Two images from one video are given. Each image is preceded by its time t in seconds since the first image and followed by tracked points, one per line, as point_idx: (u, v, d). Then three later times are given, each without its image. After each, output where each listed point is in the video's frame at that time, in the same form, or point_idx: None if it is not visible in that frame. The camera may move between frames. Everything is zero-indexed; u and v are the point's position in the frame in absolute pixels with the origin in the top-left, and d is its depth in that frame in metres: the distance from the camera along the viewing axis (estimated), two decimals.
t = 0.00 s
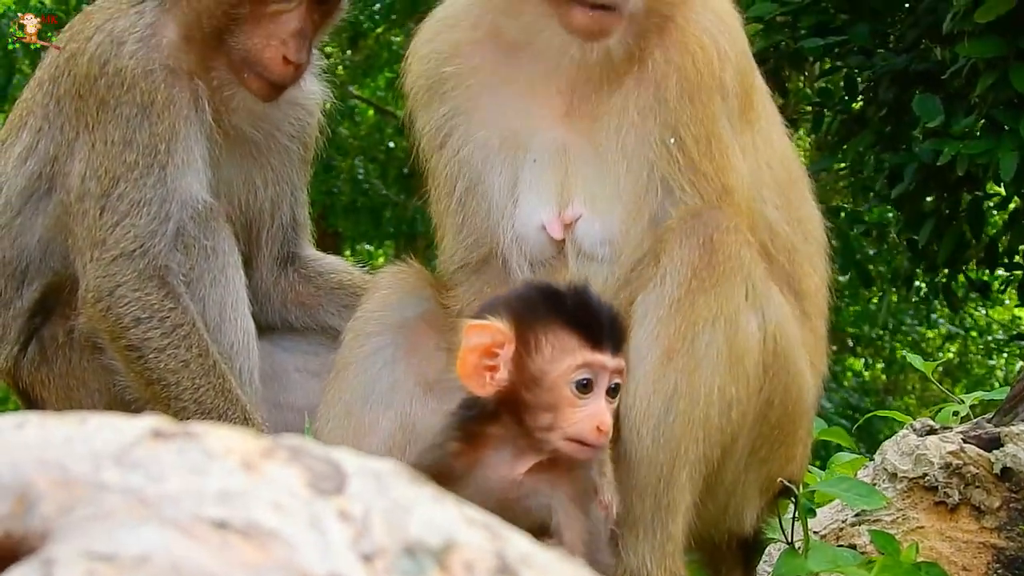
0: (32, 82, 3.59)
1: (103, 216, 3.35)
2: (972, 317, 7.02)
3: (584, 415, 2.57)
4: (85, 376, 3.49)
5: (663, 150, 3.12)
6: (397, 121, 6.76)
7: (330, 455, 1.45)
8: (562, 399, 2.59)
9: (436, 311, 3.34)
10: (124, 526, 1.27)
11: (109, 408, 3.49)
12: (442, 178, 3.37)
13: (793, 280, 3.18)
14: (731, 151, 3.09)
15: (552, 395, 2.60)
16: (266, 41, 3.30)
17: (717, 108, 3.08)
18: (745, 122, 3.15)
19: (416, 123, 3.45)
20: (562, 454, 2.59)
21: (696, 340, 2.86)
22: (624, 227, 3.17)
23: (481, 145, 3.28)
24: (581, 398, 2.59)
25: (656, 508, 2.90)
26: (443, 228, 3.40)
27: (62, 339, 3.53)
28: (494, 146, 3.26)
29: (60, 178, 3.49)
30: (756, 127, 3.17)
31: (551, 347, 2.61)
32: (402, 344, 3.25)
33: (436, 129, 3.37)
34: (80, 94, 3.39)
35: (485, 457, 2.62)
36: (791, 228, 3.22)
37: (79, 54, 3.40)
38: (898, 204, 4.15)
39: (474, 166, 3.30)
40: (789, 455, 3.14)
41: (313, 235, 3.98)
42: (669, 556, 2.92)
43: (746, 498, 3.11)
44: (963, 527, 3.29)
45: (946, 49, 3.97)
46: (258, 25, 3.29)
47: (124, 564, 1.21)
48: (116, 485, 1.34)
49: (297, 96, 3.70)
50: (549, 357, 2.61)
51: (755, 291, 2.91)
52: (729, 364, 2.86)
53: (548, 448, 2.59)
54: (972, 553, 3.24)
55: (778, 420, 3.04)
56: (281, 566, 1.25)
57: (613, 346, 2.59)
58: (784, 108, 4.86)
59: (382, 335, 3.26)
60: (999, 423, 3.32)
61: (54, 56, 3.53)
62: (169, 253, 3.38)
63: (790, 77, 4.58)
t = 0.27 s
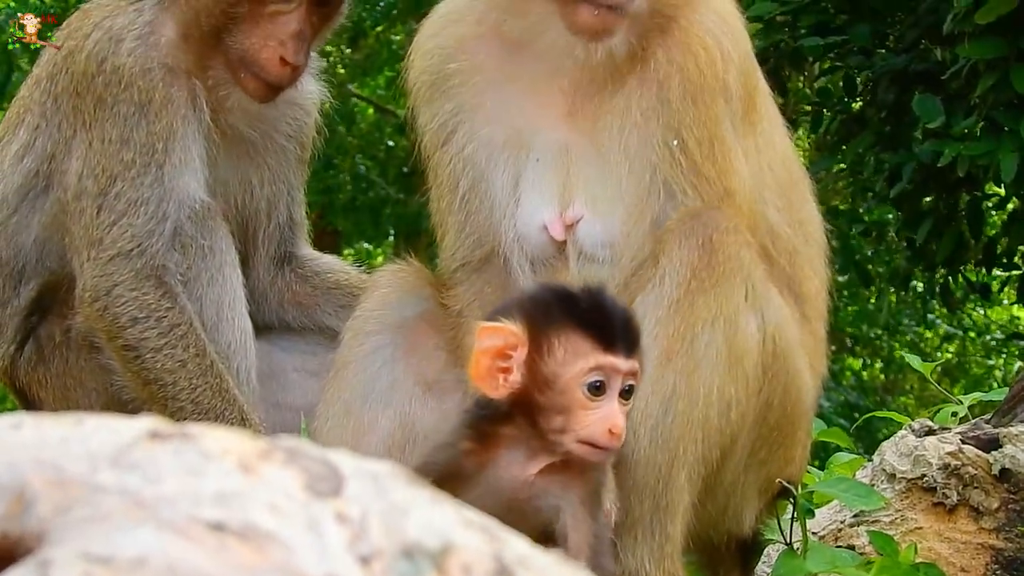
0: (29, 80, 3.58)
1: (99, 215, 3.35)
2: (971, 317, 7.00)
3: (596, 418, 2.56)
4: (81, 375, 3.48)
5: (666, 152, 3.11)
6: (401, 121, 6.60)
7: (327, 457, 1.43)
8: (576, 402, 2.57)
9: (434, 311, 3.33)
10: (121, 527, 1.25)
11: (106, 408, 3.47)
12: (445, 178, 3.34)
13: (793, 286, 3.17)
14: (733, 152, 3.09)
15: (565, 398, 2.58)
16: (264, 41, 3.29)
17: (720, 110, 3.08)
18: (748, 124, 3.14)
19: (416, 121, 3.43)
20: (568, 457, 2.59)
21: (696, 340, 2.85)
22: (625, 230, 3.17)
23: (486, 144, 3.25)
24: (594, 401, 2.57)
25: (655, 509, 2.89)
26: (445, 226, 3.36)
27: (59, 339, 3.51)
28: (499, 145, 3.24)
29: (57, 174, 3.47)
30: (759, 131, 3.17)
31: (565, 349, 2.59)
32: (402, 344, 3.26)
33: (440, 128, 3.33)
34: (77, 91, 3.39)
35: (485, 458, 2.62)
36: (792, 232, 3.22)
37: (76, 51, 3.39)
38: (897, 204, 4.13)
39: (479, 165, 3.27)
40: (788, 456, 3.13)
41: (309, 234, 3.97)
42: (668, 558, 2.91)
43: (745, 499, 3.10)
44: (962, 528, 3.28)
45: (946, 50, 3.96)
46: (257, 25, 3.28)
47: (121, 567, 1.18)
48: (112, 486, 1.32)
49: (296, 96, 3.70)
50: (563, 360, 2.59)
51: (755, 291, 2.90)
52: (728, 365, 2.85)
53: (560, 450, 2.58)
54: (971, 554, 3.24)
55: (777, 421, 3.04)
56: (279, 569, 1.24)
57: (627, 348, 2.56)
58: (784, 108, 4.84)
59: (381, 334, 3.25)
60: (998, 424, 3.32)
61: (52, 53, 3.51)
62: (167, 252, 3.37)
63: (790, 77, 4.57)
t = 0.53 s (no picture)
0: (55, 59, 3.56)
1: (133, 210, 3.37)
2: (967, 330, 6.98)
3: (610, 426, 2.53)
4: (71, 395, 3.44)
5: (664, 169, 3.10)
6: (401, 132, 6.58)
7: (325, 477, 1.41)
8: (590, 413, 2.56)
9: (432, 325, 3.34)
10: (118, 552, 1.24)
11: (99, 425, 3.40)
12: (443, 190, 3.32)
13: (789, 302, 3.17)
14: (730, 168, 3.08)
15: (579, 410, 2.56)
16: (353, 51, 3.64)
17: (717, 126, 3.07)
18: (745, 139, 3.13)
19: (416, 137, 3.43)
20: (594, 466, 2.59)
21: (692, 356, 2.85)
22: (622, 245, 3.17)
23: (482, 161, 3.25)
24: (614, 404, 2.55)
25: (652, 526, 2.87)
26: (443, 243, 3.36)
27: (47, 358, 3.46)
28: (496, 161, 3.24)
29: (89, 147, 3.44)
30: (757, 146, 3.16)
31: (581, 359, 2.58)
32: (401, 359, 3.26)
33: (439, 143, 3.32)
34: (129, 65, 3.41)
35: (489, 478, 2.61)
36: (790, 248, 3.21)
37: (130, 33, 3.41)
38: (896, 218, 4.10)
39: (476, 182, 3.27)
40: (785, 472, 3.12)
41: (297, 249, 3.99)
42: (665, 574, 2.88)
43: (742, 515, 3.09)
44: (959, 546, 3.27)
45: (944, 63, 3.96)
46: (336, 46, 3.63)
47: None
48: (110, 507, 1.30)
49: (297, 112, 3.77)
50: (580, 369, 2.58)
51: (751, 305, 2.89)
52: (724, 381, 2.84)
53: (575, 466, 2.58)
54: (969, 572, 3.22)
55: (775, 437, 3.02)
56: None
57: (633, 354, 2.55)
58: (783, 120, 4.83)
59: (378, 349, 3.25)
60: (995, 441, 3.39)
61: (96, 29, 3.48)
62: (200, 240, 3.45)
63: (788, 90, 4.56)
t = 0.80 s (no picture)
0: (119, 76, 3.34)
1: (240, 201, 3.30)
2: (965, 358, 6.86)
3: (664, 462, 2.39)
4: (73, 437, 3.40)
5: (669, 208, 3.08)
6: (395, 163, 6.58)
7: (325, 525, 1.34)
8: (643, 448, 2.39)
9: (433, 364, 3.34)
10: None
11: (101, 469, 3.42)
12: (447, 233, 3.33)
13: (792, 342, 3.18)
14: (732, 207, 3.08)
15: (633, 445, 2.40)
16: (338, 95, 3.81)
17: (720, 165, 3.06)
18: (747, 177, 3.13)
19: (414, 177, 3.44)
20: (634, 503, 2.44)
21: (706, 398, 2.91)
22: (626, 282, 3.13)
23: (482, 201, 3.26)
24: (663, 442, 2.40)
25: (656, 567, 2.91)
26: (445, 278, 3.35)
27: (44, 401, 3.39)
28: (497, 201, 3.24)
29: (197, 155, 3.34)
30: (759, 183, 3.16)
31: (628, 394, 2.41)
32: (402, 397, 3.27)
33: (440, 185, 3.34)
34: (241, 81, 3.37)
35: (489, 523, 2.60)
36: (789, 286, 3.21)
37: (232, 55, 3.38)
38: (893, 250, 4.09)
39: (476, 223, 3.27)
40: (787, 510, 3.12)
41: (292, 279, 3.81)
42: None
43: (745, 554, 3.08)
44: None
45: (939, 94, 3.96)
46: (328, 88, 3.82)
47: None
48: (110, 557, 1.25)
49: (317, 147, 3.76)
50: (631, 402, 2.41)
51: (765, 349, 2.96)
52: (738, 423, 2.91)
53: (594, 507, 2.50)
54: None
55: (784, 477, 3.05)
56: None
57: (687, 387, 2.40)
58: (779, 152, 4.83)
59: (379, 387, 3.27)
60: (994, 476, 3.39)
61: (177, 47, 3.37)
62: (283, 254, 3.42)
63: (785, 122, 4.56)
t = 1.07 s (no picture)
0: (104, 124, 3.40)
1: (222, 246, 3.31)
2: (970, 393, 6.88)
3: (658, 502, 2.39)
4: (80, 486, 3.41)
5: (671, 251, 3.09)
6: (398, 206, 6.61)
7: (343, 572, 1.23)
8: (637, 487, 2.40)
9: (440, 409, 3.39)
10: None
11: (109, 518, 3.43)
12: (453, 282, 3.35)
13: (796, 380, 3.19)
14: (735, 249, 3.06)
15: (626, 482, 2.41)
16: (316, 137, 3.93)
17: (721, 205, 3.06)
18: (750, 216, 3.11)
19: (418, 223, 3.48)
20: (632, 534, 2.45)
21: (708, 439, 2.96)
22: (629, 326, 3.16)
23: (487, 248, 3.27)
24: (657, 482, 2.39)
25: None
26: (449, 323, 3.38)
27: (50, 453, 3.42)
28: (501, 248, 3.25)
29: (182, 202, 3.36)
30: (761, 222, 3.15)
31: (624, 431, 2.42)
32: (407, 442, 3.34)
33: (445, 232, 3.36)
34: (221, 125, 3.39)
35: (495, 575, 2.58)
36: (794, 325, 3.21)
37: (210, 98, 3.43)
38: (897, 288, 4.10)
39: (480, 269, 3.29)
40: (795, 551, 3.12)
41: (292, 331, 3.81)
42: None
43: None
44: None
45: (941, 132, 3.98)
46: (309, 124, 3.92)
47: None
48: None
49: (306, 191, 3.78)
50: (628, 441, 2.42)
51: (767, 388, 2.99)
52: (740, 462, 2.95)
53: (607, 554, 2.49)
54: None
55: (790, 516, 3.06)
56: None
57: (689, 431, 2.39)
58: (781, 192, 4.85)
59: (384, 433, 3.34)
60: (1002, 514, 3.38)
61: (159, 94, 3.44)
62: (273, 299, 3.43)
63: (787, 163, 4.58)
